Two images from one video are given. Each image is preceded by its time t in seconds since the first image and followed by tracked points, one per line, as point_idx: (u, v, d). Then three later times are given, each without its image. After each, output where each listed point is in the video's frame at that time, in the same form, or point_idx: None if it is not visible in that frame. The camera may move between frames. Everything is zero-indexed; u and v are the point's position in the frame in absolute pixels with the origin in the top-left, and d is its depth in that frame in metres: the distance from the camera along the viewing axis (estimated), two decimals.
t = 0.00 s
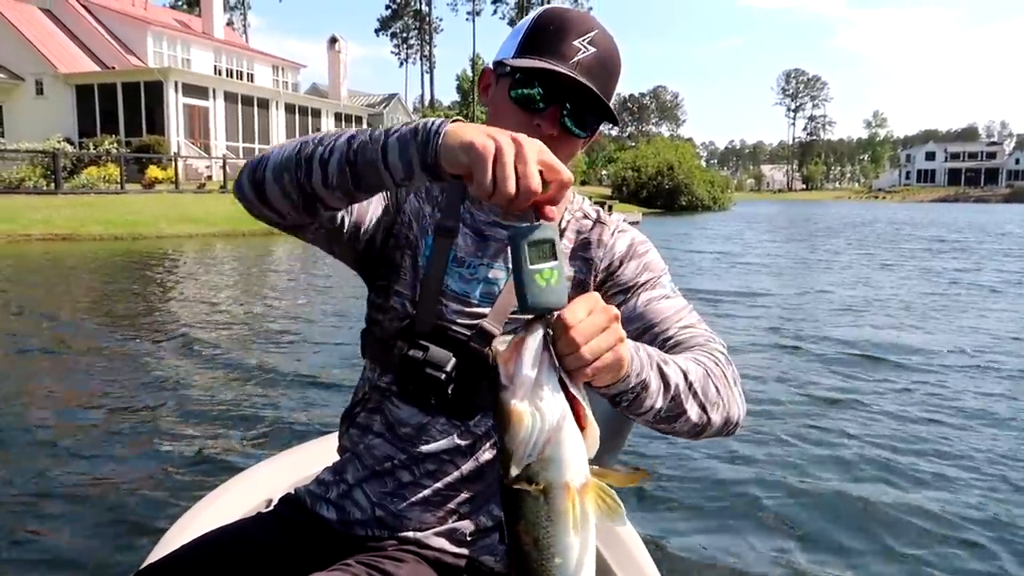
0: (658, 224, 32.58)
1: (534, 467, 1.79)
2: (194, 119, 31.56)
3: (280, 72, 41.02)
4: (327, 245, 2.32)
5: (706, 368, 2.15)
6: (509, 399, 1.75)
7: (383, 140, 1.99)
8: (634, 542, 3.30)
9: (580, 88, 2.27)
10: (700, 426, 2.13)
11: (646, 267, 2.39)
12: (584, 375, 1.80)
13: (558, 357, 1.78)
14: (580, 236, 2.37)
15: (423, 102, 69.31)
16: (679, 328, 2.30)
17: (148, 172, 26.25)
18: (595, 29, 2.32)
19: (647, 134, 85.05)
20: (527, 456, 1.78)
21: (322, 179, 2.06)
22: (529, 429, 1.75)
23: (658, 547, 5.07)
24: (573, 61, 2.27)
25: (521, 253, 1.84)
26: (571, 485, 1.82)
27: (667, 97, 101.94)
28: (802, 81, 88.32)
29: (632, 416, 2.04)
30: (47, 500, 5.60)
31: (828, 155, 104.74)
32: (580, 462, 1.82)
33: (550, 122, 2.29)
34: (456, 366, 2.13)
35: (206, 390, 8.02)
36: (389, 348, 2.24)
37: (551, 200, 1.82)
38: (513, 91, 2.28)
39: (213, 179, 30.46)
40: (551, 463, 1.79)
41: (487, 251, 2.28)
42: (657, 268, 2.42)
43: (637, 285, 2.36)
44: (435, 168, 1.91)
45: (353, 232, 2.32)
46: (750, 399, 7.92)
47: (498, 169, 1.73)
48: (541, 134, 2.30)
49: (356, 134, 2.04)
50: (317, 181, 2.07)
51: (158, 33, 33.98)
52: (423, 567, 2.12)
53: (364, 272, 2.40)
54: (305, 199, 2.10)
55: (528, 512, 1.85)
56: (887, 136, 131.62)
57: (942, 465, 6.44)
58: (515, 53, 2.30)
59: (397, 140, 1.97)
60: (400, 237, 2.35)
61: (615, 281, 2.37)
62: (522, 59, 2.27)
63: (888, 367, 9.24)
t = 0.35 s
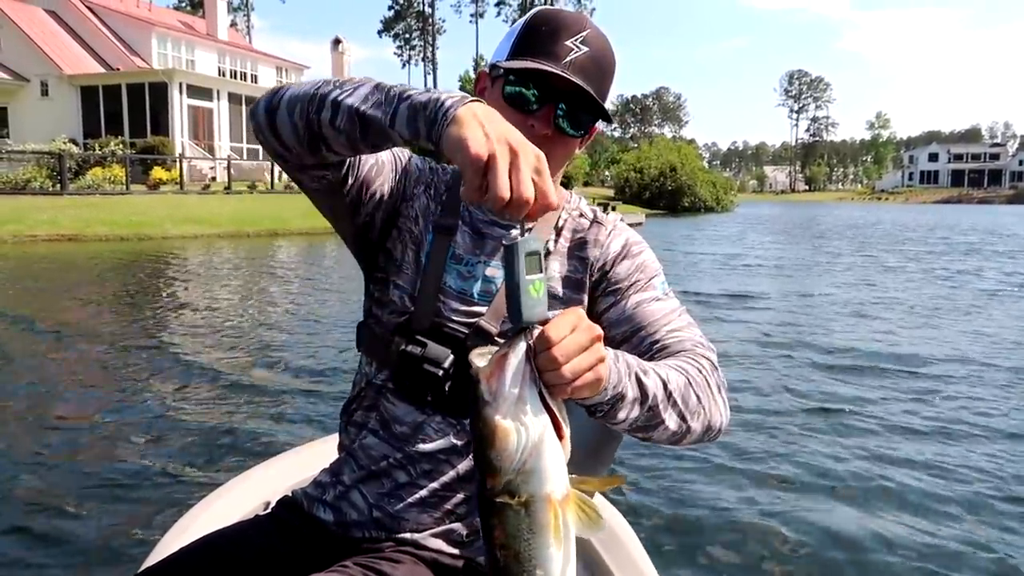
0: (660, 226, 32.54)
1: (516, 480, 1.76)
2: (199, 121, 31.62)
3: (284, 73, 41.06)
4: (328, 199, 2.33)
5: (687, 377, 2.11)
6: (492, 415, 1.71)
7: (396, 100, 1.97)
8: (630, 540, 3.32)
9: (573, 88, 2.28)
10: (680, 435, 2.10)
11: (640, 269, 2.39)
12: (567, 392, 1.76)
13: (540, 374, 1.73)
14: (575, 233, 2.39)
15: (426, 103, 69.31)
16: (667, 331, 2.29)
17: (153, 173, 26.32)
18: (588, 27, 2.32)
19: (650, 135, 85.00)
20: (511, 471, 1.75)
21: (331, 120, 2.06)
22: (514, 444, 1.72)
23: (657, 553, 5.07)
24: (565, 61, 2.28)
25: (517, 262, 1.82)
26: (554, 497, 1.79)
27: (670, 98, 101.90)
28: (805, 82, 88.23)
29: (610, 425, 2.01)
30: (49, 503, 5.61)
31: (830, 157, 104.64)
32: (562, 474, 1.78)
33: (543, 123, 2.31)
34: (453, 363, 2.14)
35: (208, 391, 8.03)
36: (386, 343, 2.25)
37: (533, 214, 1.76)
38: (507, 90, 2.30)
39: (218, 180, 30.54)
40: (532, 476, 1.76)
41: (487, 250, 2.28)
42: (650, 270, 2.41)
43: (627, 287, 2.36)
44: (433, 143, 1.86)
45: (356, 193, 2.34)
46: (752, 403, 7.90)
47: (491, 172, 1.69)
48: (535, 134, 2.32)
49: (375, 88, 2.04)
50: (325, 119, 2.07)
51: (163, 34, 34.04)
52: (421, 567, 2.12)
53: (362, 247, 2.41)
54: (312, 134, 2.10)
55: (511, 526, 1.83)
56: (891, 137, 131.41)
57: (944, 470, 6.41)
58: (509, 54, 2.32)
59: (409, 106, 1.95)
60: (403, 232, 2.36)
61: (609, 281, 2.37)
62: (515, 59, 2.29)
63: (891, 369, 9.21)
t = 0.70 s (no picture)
0: (666, 228, 32.52)
1: (500, 492, 1.73)
2: (205, 123, 31.75)
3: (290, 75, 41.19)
4: (333, 193, 2.35)
5: (677, 381, 2.11)
6: (473, 424, 1.69)
7: (402, 105, 1.98)
8: (629, 537, 3.34)
9: (573, 91, 2.29)
10: (667, 440, 2.10)
11: (639, 270, 2.39)
12: (553, 400, 1.77)
13: (526, 383, 1.73)
14: (573, 233, 2.40)
15: (431, 105, 69.35)
16: (663, 334, 2.29)
17: (160, 175, 26.44)
18: (588, 29, 2.31)
19: (655, 137, 84.90)
20: (495, 482, 1.72)
21: (338, 118, 2.07)
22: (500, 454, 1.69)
23: (660, 557, 5.06)
24: (566, 64, 2.27)
25: (507, 270, 1.83)
26: (538, 509, 1.77)
27: (675, 100, 101.79)
28: (810, 84, 88.02)
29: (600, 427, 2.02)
30: (53, 504, 5.63)
31: (836, 159, 104.37)
32: (546, 484, 1.77)
33: (543, 126, 2.32)
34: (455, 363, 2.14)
35: (212, 392, 8.05)
36: (387, 342, 2.25)
37: (527, 224, 1.76)
38: (508, 92, 2.32)
39: (224, 182, 30.65)
40: (517, 487, 1.73)
41: (486, 252, 2.29)
42: (650, 271, 2.41)
43: (624, 287, 2.36)
44: (435, 153, 1.87)
45: (360, 191, 2.36)
46: (756, 405, 7.88)
47: (490, 177, 1.70)
48: (535, 137, 2.33)
49: (383, 91, 2.05)
50: (331, 116, 2.07)
51: (170, 37, 34.18)
52: (419, 566, 2.13)
53: (366, 243, 2.42)
54: (319, 130, 2.11)
55: (493, 538, 1.80)
56: (897, 139, 131.13)
57: (949, 474, 6.39)
58: (510, 58, 2.33)
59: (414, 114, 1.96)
60: (408, 233, 2.37)
61: (608, 281, 2.37)
62: (515, 63, 2.30)
63: (896, 373, 9.19)
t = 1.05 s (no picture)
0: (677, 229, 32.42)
1: (497, 482, 1.73)
2: (217, 125, 31.93)
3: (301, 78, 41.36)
4: (335, 194, 2.37)
5: (682, 382, 2.11)
6: (466, 419, 1.68)
7: (391, 100, 2.00)
8: (632, 538, 3.31)
9: (569, 90, 2.29)
10: (671, 439, 2.10)
11: (643, 271, 2.40)
12: (553, 385, 1.80)
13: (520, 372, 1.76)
14: (575, 234, 2.41)
15: (441, 108, 69.45)
16: (667, 334, 2.28)
17: (174, 178, 26.60)
18: (581, 26, 2.31)
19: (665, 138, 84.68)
20: (493, 473, 1.72)
21: (328, 115, 2.09)
22: (494, 445, 1.69)
23: (667, 558, 5.03)
24: (560, 64, 2.28)
25: (501, 253, 1.83)
26: (534, 496, 1.78)
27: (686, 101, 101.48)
28: (821, 85, 87.63)
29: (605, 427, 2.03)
30: (62, 502, 5.65)
31: (848, 159, 103.78)
32: (541, 474, 1.78)
33: (540, 126, 2.32)
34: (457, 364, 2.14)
35: (222, 392, 8.07)
36: (390, 343, 2.26)
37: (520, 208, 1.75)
38: (505, 93, 2.32)
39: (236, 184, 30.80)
40: (514, 477, 1.74)
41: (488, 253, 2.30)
42: (653, 272, 2.41)
43: (628, 288, 2.37)
44: (422, 145, 1.88)
45: (362, 191, 2.37)
46: (765, 407, 7.83)
47: (479, 161, 1.70)
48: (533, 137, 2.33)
49: (373, 87, 2.07)
50: (322, 113, 2.09)
51: (182, 40, 34.40)
52: (421, 565, 2.13)
53: (369, 244, 2.44)
54: (309, 129, 2.13)
55: (488, 532, 1.80)
56: (909, 139, 130.30)
57: (961, 475, 6.32)
58: (506, 59, 2.34)
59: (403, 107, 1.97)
60: (410, 233, 2.38)
61: (610, 282, 2.37)
62: (512, 63, 2.31)
63: (907, 374, 9.10)
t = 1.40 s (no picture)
0: (685, 231, 32.40)
1: (487, 478, 1.76)
2: (228, 128, 32.13)
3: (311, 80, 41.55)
4: (337, 195, 2.34)
5: (697, 393, 2.11)
6: (450, 414, 1.73)
7: (383, 84, 1.99)
8: (629, 540, 3.32)
9: (566, 94, 2.29)
10: (686, 451, 2.10)
11: (646, 276, 2.41)
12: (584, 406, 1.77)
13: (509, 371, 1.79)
14: (580, 239, 2.41)
15: (450, 110, 69.61)
16: (673, 341, 2.29)
17: (185, 180, 26.78)
18: (577, 29, 2.32)
19: (674, 140, 84.63)
20: (479, 467, 1.75)
21: (321, 103, 2.08)
22: (479, 438, 1.73)
23: (671, 559, 5.05)
24: (557, 67, 2.29)
25: (495, 239, 1.87)
26: (525, 492, 1.79)
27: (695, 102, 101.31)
28: (831, 85, 87.36)
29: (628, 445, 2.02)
30: (70, 503, 5.70)
31: (858, 160, 103.32)
32: (533, 473, 1.80)
33: (540, 130, 2.32)
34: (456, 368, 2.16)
35: (229, 393, 8.11)
36: (391, 345, 2.26)
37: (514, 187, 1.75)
38: (503, 96, 2.32)
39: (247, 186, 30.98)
40: (503, 473, 1.76)
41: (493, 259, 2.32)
42: (655, 277, 2.42)
43: (631, 293, 2.37)
44: (418, 124, 1.87)
45: (364, 191, 2.36)
46: (771, 412, 7.79)
47: (472, 141, 1.71)
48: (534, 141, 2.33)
49: (365, 74, 2.07)
50: (315, 102, 2.08)
51: (193, 44, 34.64)
52: (419, 568, 2.15)
53: (370, 246, 2.44)
54: (302, 120, 2.11)
55: (482, 531, 1.81)
56: (920, 140, 129.58)
57: (968, 482, 6.27)
58: (502, 65, 2.34)
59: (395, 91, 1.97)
60: (412, 236, 2.39)
61: (614, 287, 2.38)
62: (508, 69, 2.31)
63: (915, 378, 9.06)
